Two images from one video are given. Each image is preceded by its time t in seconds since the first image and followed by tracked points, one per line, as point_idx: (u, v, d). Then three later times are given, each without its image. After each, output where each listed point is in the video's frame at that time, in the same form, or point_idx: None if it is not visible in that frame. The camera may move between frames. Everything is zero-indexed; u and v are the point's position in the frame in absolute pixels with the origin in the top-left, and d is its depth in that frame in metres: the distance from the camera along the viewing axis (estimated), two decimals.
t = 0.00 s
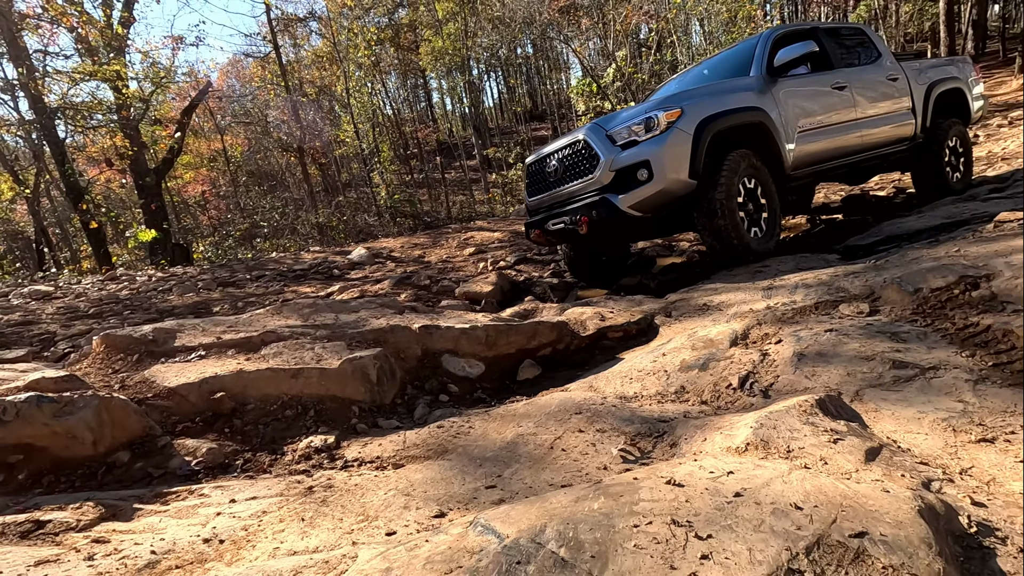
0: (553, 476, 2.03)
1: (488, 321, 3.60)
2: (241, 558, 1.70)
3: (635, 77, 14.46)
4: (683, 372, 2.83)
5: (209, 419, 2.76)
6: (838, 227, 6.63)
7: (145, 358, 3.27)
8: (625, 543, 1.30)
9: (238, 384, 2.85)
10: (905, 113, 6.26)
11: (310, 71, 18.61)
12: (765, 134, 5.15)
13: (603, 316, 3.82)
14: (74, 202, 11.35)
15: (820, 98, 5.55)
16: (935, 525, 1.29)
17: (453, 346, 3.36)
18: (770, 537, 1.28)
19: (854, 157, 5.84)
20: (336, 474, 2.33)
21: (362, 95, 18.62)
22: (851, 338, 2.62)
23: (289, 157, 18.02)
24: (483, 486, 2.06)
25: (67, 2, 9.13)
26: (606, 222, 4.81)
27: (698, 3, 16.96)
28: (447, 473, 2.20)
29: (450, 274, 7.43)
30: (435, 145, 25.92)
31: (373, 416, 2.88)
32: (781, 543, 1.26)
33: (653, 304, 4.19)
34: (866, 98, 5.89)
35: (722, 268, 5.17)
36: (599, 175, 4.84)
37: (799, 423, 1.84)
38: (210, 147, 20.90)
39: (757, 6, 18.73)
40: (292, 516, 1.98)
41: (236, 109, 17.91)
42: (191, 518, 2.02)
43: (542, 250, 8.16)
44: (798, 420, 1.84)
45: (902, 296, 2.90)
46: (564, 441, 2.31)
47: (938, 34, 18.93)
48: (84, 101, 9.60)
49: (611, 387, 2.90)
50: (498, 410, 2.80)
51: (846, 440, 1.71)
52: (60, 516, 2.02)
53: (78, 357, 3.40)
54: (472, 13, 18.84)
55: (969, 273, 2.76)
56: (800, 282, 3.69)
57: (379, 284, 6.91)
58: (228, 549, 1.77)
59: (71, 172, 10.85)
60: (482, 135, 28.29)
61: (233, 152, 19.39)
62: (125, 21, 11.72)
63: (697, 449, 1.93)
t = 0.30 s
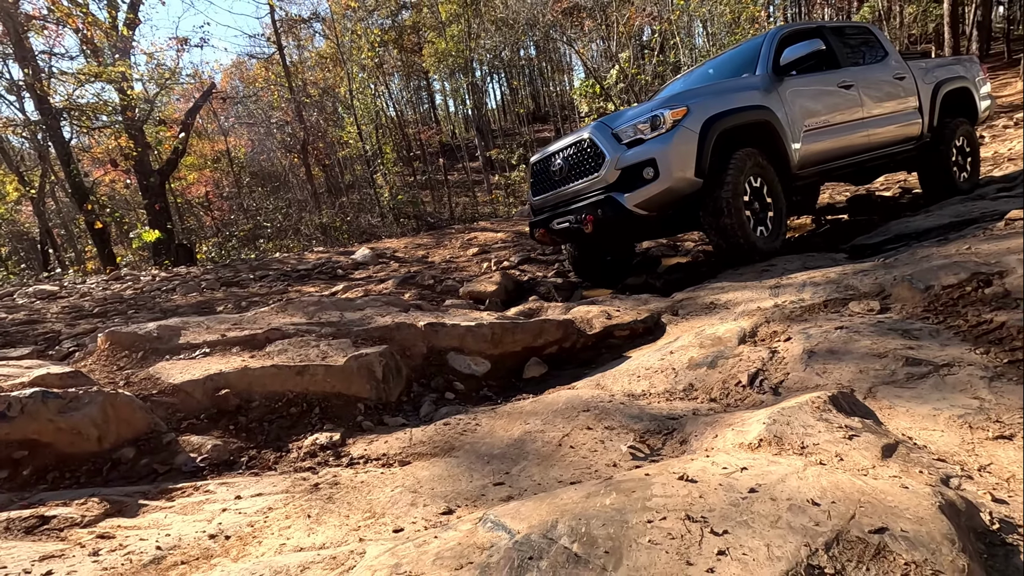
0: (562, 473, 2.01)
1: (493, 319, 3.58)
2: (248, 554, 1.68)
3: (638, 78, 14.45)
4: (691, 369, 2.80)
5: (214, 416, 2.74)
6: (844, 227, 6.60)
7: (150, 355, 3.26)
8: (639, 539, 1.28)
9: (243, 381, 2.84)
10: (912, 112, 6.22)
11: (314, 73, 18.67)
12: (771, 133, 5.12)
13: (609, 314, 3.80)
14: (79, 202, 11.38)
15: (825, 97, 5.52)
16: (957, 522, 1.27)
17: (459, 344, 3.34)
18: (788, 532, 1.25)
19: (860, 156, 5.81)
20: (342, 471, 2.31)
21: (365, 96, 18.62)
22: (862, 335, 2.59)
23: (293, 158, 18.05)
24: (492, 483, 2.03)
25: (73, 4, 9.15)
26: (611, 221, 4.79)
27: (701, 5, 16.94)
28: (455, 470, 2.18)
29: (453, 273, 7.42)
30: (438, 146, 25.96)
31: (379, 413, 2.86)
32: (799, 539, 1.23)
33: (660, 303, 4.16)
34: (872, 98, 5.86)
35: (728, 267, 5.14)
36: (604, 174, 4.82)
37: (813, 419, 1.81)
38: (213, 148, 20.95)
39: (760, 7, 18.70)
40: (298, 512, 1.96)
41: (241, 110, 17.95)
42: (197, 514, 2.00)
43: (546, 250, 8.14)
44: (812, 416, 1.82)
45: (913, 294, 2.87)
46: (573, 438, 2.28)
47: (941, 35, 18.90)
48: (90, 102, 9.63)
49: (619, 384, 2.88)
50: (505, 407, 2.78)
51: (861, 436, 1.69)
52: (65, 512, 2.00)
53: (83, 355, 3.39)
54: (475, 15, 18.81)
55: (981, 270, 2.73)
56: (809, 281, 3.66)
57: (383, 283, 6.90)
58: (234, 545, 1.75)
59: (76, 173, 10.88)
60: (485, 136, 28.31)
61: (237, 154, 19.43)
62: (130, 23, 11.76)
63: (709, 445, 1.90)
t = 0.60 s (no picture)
0: (572, 467, 1.99)
1: (499, 315, 3.56)
2: (256, 547, 1.66)
3: (641, 78, 14.45)
4: (700, 365, 2.78)
5: (219, 410, 2.72)
6: (848, 226, 6.57)
7: (154, 349, 3.25)
8: (655, 531, 1.26)
9: (248, 375, 2.82)
10: (917, 111, 6.20)
11: (317, 72, 18.70)
12: (778, 131, 5.09)
13: (615, 311, 3.78)
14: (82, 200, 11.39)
15: (830, 96, 5.49)
16: (979, 515, 1.25)
17: (465, 339, 3.33)
18: (807, 525, 1.23)
19: (866, 155, 5.79)
20: (349, 465, 2.30)
21: (368, 96, 18.65)
22: (873, 331, 2.57)
23: (296, 157, 18.07)
24: (500, 477, 2.01)
25: (77, 2, 9.15)
26: (616, 218, 4.77)
27: (705, 6, 16.94)
28: (463, 464, 2.17)
29: (457, 271, 7.41)
30: (440, 146, 25.98)
31: (385, 408, 2.84)
32: (819, 531, 1.21)
33: (666, 300, 4.13)
34: (878, 97, 5.84)
35: (733, 265, 5.12)
36: (610, 171, 4.80)
37: (827, 413, 1.78)
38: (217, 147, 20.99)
39: (763, 8, 18.68)
40: (306, 505, 1.94)
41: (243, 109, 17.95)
42: (203, 507, 1.99)
43: (549, 249, 8.13)
44: (826, 410, 1.79)
45: (924, 290, 2.84)
46: (581, 433, 2.26)
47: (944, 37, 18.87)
48: (93, 100, 9.63)
49: (626, 380, 2.86)
50: (512, 403, 2.76)
51: (877, 430, 1.66)
52: (71, 504, 1.99)
53: (87, 350, 3.38)
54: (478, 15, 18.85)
55: (994, 266, 2.71)
56: (816, 278, 3.64)
57: (386, 281, 6.89)
58: (241, 537, 1.74)
59: (79, 170, 10.88)
60: (488, 136, 28.33)
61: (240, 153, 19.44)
62: (134, 21, 11.77)
63: (721, 439, 1.88)
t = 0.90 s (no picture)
0: (572, 459, 1.99)
1: (500, 310, 3.56)
2: (256, 537, 1.67)
3: (644, 74, 14.41)
4: (701, 358, 2.77)
5: (222, 404, 2.73)
6: (853, 220, 6.54)
7: (158, 345, 3.26)
8: (652, 518, 1.26)
9: (250, 369, 2.83)
10: (922, 104, 6.15)
11: (319, 70, 18.76)
12: (781, 124, 5.07)
13: (617, 305, 3.78)
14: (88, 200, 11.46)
15: (834, 89, 5.46)
16: (977, 502, 1.25)
17: (466, 333, 3.33)
18: (804, 512, 1.23)
19: (870, 148, 5.75)
20: (350, 458, 2.30)
21: (371, 94, 18.68)
22: (875, 322, 2.55)
23: (299, 155, 18.12)
24: (500, 468, 2.02)
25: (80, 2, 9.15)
26: (618, 213, 4.75)
27: (708, 1, 16.88)
28: (463, 456, 2.17)
29: (459, 268, 7.42)
30: (443, 144, 25.98)
31: (387, 402, 2.84)
32: (817, 518, 1.20)
33: (668, 294, 4.13)
34: (882, 89, 5.80)
35: (736, 260, 5.11)
36: (612, 165, 4.78)
37: (826, 403, 1.77)
38: (220, 146, 21.05)
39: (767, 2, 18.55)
40: (306, 497, 1.95)
41: (246, 108, 17.98)
42: (205, 499, 2.00)
43: (552, 245, 8.12)
44: (825, 400, 1.78)
45: (927, 282, 2.82)
46: (581, 425, 2.26)
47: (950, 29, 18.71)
48: (98, 100, 9.67)
49: (627, 373, 2.86)
50: (513, 396, 2.76)
51: (876, 419, 1.65)
52: (74, 496, 2.00)
53: (92, 346, 3.40)
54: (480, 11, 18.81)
55: (997, 257, 2.69)
56: (819, 271, 3.62)
57: (388, 278, 6.89)
58: (242, 528, 1.75)
59: (84, 170, 10.93)
60: (491, 134, 28.31)
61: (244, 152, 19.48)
62: (138, 21, 11.81)
63: (721, 430, 1.87)
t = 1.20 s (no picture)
0: (560, 464, 1.96)
1: (496, 311, 3.54)
2: (238, 545, 1.66)
3: (648, 71, 14.34)
4: (696, 360, 2.74)
5: (215, 408, 2.73)
6: (857, 217, 6.46)
7: (153, 349, 3.26)
8: (630, 528, 1.23)
9: (243, 373, 2.82)
10: (927, 99, 6.06)
11: (323, 72, 18.81)
12: (782, 121, 5.01)
13: (614, 306, 3.75)
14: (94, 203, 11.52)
15: (837, 84, 5.39)
16: (966, 510, 1.21)
17: (461, 335, 3.31)
18: (786, 522, 1.20)
19: (874, 144, 5.67)
20: (339, 463, 2.29)
21: (376, 94, 18.72)
22: (872, 323, 2.51)
23: (304, 156, 18.18)
24: (488, 473, 1.99)
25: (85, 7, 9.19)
26: (618, 212, 4.71)
27: None
28: (451, 461, 2.15)
29: (461, 268, 7.40)
30: (448, 144, 25.99)
31: (379, 405, 2.83)
32: (798, 528, 1.17)
33: (666, 294, 4.09)
34: (887, 84, 5.72)
35: (737, 258, 5.06)
36: (610, 164, 4.74)
37: (817, 407, 1.74)
38: (226, 148, 21.16)
39: None
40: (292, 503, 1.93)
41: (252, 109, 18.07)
42: (192, 505, 1.99)
43: (554, 244, 8.09)
44: (817, 404, 1.75)
45: (926, 280, 2.77)
46: (572, 429, 2.23)
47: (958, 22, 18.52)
48: (104, 104, 9.72)
49: (621, 375, 2.83)
50: (506, 399, 2.74)
51: (868, 424, 1.62)
52: (62, 503, 2.00)
53: (89, 350, 3.41)
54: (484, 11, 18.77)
55: (998, 255, 2.64)
56: (819, 270, 3.57)
57: (390, 278, 6.89)
58: (226, 535, 1.73)
59: (91, 173, 10.97)
60: (496, 133, 28.29)
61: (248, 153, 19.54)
62: (143, 24, 11.88)
63: (710, 434, 1.84)
